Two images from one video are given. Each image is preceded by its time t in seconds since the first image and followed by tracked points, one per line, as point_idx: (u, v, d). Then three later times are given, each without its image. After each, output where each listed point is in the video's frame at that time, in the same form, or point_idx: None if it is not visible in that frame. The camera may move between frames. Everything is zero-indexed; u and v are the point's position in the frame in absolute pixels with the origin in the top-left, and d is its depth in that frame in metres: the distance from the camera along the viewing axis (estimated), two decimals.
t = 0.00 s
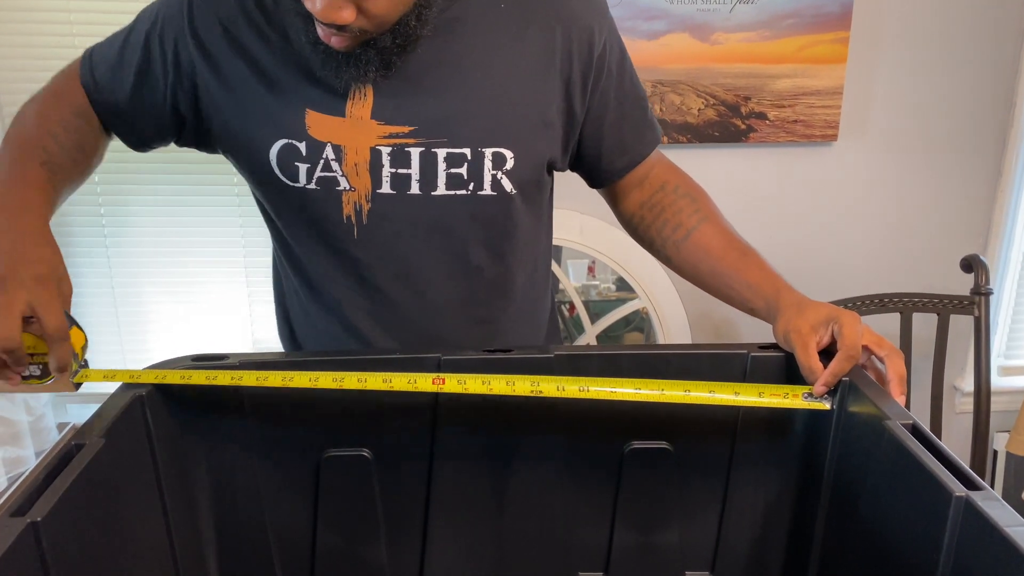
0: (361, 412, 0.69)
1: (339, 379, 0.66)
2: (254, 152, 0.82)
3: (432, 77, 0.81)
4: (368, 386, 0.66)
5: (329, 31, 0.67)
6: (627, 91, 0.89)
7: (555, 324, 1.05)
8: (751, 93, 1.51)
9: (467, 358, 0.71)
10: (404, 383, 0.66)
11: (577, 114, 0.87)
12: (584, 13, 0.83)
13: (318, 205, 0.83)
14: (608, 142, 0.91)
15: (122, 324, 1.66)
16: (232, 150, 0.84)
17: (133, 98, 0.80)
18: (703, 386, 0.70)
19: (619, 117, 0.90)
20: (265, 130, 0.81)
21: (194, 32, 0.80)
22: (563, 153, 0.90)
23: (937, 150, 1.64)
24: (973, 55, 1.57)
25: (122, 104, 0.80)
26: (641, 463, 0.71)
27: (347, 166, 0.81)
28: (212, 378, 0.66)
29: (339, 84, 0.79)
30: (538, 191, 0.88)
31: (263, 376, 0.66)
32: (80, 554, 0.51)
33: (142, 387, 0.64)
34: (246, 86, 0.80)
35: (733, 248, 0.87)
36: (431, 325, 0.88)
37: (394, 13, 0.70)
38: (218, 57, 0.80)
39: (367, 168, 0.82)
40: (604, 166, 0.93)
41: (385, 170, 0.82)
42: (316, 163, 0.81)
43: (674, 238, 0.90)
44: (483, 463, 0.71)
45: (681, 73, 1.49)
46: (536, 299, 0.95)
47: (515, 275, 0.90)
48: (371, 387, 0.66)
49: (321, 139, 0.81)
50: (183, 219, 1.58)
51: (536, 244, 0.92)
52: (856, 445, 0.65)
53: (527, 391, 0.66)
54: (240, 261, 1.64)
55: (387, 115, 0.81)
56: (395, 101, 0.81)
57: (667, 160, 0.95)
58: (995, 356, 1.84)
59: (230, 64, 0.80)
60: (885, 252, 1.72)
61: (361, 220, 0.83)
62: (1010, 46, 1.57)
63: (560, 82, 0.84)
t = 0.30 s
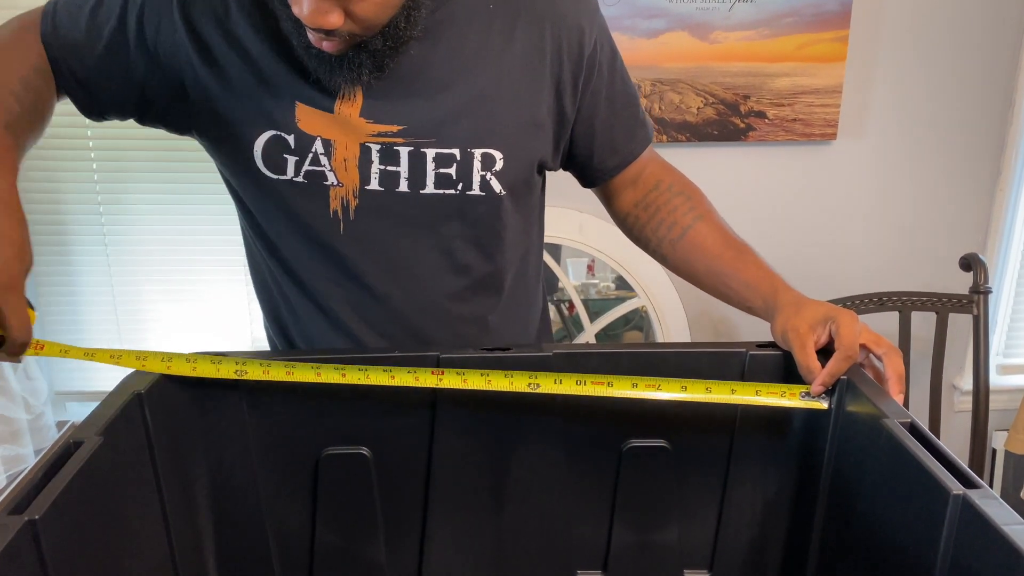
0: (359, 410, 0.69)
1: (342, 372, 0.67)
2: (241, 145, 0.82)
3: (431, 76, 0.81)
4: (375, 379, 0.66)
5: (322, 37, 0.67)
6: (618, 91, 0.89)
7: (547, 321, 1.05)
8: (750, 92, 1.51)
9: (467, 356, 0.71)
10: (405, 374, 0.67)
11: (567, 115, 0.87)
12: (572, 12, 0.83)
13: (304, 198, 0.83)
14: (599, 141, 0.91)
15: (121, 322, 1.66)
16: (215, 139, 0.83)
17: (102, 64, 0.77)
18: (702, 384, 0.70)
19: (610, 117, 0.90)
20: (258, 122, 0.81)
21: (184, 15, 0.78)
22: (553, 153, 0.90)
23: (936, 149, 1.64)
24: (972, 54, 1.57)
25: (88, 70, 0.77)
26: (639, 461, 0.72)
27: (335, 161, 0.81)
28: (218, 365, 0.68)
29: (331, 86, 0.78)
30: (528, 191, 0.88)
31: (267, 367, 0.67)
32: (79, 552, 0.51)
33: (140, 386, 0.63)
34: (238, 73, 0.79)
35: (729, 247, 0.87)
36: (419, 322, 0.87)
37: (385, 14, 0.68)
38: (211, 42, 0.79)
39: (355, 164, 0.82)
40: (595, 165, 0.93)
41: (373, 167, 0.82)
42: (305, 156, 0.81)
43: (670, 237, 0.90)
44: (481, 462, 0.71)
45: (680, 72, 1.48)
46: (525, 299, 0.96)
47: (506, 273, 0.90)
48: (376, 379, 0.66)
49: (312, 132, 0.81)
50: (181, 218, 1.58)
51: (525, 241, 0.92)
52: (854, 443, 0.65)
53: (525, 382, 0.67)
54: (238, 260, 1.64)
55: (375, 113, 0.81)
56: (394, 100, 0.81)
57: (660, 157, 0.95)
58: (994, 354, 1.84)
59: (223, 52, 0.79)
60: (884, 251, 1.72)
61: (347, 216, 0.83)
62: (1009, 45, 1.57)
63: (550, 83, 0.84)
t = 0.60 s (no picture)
0: (359, 408, 0.69)
1: (335, 357, 0.67)
2: (237, 141, 0.82)
3: (431, 73, 0.81)
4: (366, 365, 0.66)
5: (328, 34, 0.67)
6: (616, 91, 0.89)
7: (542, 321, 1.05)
8: (750, 90, 1.51)
9: (467, 354, 0.71)
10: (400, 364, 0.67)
11: (565, 116, 0.87)
12: (570, 14, 0.83)
13: (298, 195, 0.82)
14: (596, 143, 0.91)
15: (121, 322, 1.66)
16: (207, 130, 0.83)
17: (92, 50, 0.77)
18: (704, 380, 0.70)
19: (607, 119, 0.90)
20: (253, 116, 0.80)
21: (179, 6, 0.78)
22: (550, 156, 0.90)
23: (936, 148, 1.64)
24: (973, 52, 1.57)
25: (77, 55, 0.77)
26: (639, 459, 0.72)
27: (330, 158, 0.81)
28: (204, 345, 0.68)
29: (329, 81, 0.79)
30: (523, 192, 0.88)
31: (255, 351, 0.67)
32: (78, 551, 0.51)
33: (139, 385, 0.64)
34: (236, 64, 0.80)
35: (727, 246, 0.87)
36: (413, 322, 0.88)
37: (390, 12, 0.69)
38: (207, 33, 0.79)
39: (351, 161, 0.82)
40: (592, 167, 0.93)
41: (369, 164, 0.82)
42: (300, 152, 0.81)
43: (669, 237, 0.90)
44: (482, 461, 0.71)
45: (680, 70, 1.48)
46: (519, 300, 0.96)
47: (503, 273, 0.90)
48: (368, 365, 0.66)
49: (308, 128, 0.81)
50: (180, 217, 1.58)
51: (521, 241, 0.92)
52: (855, 442, 0.65)
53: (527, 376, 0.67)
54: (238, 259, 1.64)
55: (370, 110, 0.80)
56: (393, 98, 0.81)
57: (656, 158, 0.95)
58: (993, 353, 1.84)
59: (221, 44, 0.79)
60: (884, 249, 1.72)
61: (341, 214, 0.83)
62: (1009, 44, 1.57)
63: (548, 83, 0.84)
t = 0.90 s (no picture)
0: (359, 408, 0.69)
1: (336, 360, 0.67)
2: (229, 144, 0.82)
3: (429, 73, 0.80)
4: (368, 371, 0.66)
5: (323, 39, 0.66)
6: (611, 89, 0.89)
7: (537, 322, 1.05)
8: (750, 90, 1.51)
9: (467, 354, 0.71)
10: (401, 365, 0.67)
11: (560, 115, 0.87)
12: (565, 13, 0.83)
13: (292, 198, 0.82)
14: (591, 142, 0.91)
15: (121, 322, 1.66)
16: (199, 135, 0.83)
17: (83, 56, 0.76)
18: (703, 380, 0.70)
19: (603, 117, 0.90)
20: (253, 115, 0.80)
21: (169, 12, 0.78)
22: (545, 156, 0.90)
23: (935, 147, 1.64)
24: (973, 52, 1.57)
25: (69, 61, 0.76)
26: (639, 458, 0.72)
27: (323, 161, 0.81)
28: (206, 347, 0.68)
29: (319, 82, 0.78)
30: (518, 194, 0.88)
31: (257, 352, 0.67)
32: (78, 552, 0.51)
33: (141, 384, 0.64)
34: (227, 71, 0.79)
35: (726, 245, 0.87)
36: (407, 323, 0.88)
37: (383, 17, 0.68)
38: (199, 39, 0.79)
39: (344, 163, 0.82)
40: (590, 165, 0.93)
41: (362, 167, 0.82)
42: (293, 155, 0.81)
43: (667, 237, 0.90)
44: (481, 461, 0.71)
45: (680, 70, 1.48)
46: (513, 303, 0.96)
47: (498, 274, 0.90)
48: (370, 368, 0.66)
49: (300, 132, 0.80)
50: (180, 216, 1.58)
51: (516, 242, 0.92)
52: (854, 442, 0.65)
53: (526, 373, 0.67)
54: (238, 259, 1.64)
55: (363, 114, 0.81)
56: (392, 97, 0.81)
57: (653, 156, 0.95)
58: (993, 352, 1.84)
59: (218, 44, 0.79)
60: (884, 249, 1.72)
61: (335, 216, 0.83)
62: (1009, 43, 1.57)
63: (542, 83, 0.84)
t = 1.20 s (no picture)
0: (359, 407, 0.69)
1: (340, 351, 0.68)
2: (222, 147, 0.82)
3: (427, 72, 0.81)
4: (369, 359, 0.68)
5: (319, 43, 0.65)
6: (603, 86, 0.89)
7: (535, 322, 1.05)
8: (749, 90, 1.51)
9: (468, 353, 0.71)
10: (405, 357, 0.68)
11: (552, 112, 0.87)
12: (556, 11, 0.83)
13: (285, 200, 0.82)
14: (585, 141, 0.91)
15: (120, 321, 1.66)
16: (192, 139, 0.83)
17: (76, 56, 0.76)
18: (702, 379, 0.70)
19: (595, 114, 0.90)
20: (253, 115, 0.81)
21: (161, 13, 0.78)
22: (539, 155, 0.90)
23: (935, 147, 1.64)
24: (972, 52, 1.57)
25: (57, 60, 0.75)
26: (638, 458, 0.72)
27: (316, 162, 0.81)
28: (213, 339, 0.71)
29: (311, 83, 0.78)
30: (512, 193, 0.88)
31: (262, 342, 0.69)
32: (78, 551, 0.51)
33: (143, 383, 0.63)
34: (221, 72, 0.80)
35: (723, 244, 0.87)
36: (403, 324, 0.88)
37: (377, 11, 0.66)
38: (191, 41, 0.79)
39: (337, 164, 0.82)
40: (582, 163, 0.92)
41: (355, 168, 0.82)
42: (286, 157, 0.81)
43: (665, 236, 0.90)
44: (481, 460, 0.71)
45: (680, 70, 1.48)
46: (509, 303, 0.96)
47: (494, 274, 0.90)
48: (375, 359, 0.68)
49: (292, 134, 0.81)
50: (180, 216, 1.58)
51: (511, 243, 0.92)
52: (853, 441, 0.66)
53: (526, 371, 0.68)
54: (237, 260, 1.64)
55: (355, 115, 0.80)
56: (390, 97, 0.81)
57: (648, 155, 0.95)
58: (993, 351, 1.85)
59: (218, 45, 0.79)
60: (884, 248, 1.72)
61: (329, 218, 0.83)
62: (1008, 43, 1.57)
63: (533, 81, 0.84)
